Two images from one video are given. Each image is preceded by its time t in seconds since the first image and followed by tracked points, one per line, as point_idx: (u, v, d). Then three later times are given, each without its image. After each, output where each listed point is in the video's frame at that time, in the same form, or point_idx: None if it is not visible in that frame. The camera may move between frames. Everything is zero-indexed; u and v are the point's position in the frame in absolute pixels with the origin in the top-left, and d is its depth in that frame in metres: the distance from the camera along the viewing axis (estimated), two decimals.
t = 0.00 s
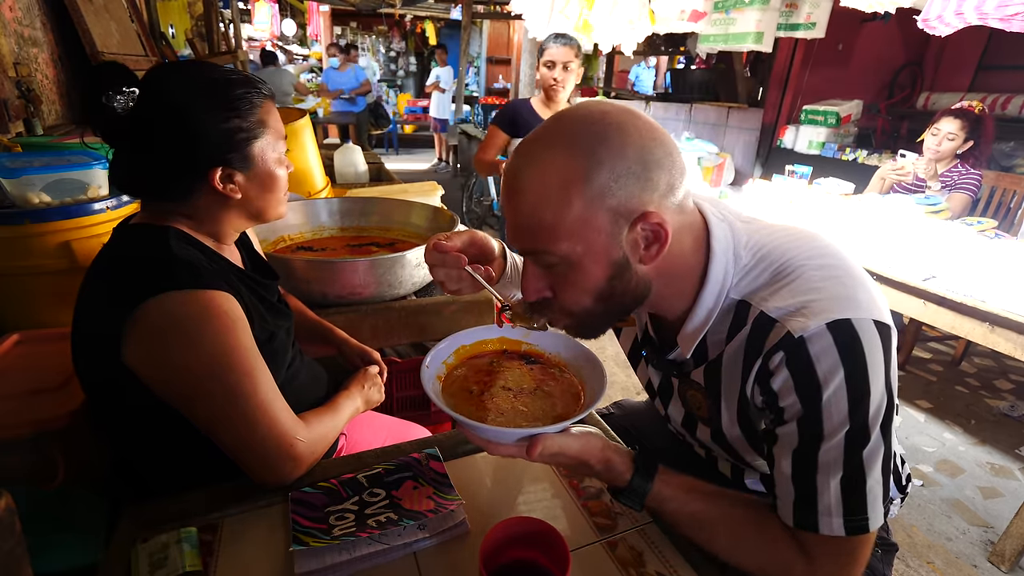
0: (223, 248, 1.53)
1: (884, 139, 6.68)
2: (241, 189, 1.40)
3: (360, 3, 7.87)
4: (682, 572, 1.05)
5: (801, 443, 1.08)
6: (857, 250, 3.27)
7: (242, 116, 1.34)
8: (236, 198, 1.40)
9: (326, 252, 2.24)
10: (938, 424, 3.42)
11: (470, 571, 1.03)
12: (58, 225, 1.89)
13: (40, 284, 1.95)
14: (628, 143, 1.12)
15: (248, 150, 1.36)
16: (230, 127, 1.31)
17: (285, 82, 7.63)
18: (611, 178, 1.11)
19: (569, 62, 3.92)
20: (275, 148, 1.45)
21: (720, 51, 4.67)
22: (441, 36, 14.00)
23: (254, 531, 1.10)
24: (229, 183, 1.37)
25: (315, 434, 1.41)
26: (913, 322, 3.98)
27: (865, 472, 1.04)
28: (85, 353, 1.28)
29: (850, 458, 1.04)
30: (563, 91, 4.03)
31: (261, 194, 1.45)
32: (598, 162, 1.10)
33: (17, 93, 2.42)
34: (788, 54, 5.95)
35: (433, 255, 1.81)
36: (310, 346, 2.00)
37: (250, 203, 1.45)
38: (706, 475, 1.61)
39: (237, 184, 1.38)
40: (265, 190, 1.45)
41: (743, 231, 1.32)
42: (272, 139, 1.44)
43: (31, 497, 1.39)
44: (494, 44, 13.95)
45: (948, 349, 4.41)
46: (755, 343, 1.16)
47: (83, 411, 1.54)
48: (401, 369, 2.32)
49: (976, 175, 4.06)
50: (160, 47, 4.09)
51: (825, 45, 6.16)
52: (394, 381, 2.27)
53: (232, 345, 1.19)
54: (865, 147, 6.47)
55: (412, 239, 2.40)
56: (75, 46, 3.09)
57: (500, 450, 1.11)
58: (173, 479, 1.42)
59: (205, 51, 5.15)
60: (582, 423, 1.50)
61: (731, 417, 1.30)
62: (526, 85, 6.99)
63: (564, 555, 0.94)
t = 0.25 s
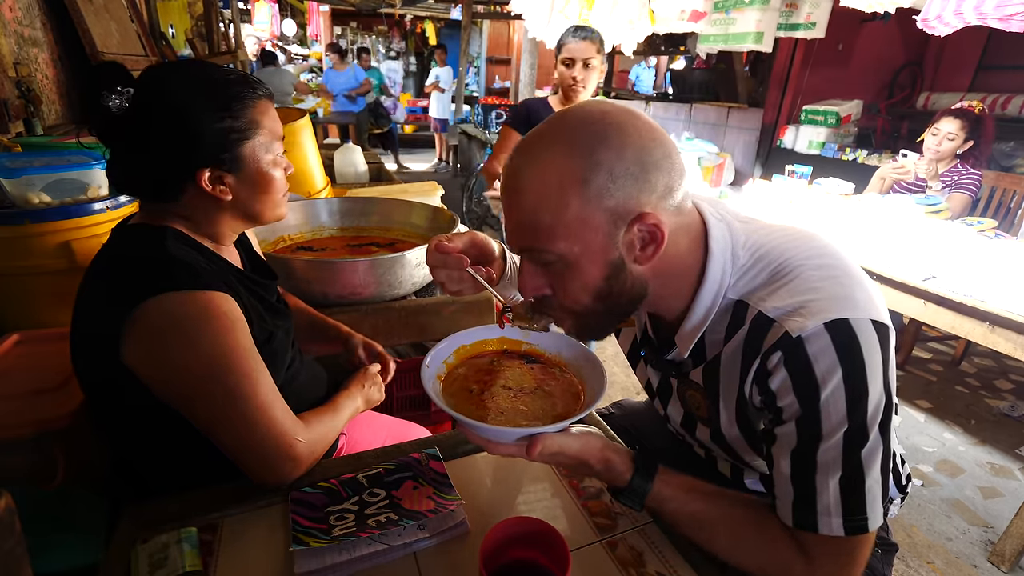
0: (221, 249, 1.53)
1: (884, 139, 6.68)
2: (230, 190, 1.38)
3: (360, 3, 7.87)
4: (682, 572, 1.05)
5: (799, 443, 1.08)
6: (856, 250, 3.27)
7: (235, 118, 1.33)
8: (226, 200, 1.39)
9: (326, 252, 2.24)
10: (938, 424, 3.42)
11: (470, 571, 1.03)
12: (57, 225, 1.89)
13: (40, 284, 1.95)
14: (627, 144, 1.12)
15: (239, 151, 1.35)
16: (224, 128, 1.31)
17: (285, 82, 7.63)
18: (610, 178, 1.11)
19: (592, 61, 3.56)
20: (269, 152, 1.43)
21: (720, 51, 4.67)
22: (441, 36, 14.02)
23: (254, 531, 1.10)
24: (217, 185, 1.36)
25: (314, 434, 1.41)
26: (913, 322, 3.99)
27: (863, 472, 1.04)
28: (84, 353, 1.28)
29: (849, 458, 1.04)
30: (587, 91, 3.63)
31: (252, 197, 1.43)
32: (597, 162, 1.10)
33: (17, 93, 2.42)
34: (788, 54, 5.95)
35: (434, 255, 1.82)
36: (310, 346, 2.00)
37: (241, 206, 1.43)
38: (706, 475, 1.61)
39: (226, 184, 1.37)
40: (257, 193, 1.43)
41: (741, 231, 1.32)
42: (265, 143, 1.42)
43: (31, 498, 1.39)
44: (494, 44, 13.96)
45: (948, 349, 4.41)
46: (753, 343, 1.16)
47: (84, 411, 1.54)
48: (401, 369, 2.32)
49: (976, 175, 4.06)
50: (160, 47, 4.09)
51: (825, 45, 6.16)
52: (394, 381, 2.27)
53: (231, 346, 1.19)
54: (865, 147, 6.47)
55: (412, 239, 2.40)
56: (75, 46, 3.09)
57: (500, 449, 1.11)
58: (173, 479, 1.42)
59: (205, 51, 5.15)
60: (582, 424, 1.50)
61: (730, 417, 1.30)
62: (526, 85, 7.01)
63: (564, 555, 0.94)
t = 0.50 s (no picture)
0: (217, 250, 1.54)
1: (883, 139, 6.69)
2: (217, 192, 1.38)
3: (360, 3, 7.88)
4: (682, 572, 1.05)
5: (797, 441, 1.08)
6: (856, 249, 3.28)
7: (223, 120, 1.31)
8: (213, 202, 1.39)
9: (326, 252, 2.24)
10: (938, 424, 3.42)
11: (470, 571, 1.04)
12: (58, 225, 1.89)
13: (40, 284, 1.95)
14: (627, 139, 1.12)
15: (225, 154, 1.34)
16: (213, 130, 1.29)
17: (285, 82, 7.63)
18: (611, 171, 1.11)
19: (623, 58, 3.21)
20: (257, 154, 1.41)
21: (720, 51, 4.68)
22: (441, 36, 14.04)
23: (254, 531, 1.10)
24: (204, 187, 1.36)
25: (311, 437, 1.40)
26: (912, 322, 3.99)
27: (862, 470, 1.04)
28: (81, 354, 1.28)
29: (847, 457, 1.04)
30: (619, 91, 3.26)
31: (240, 199, 1.43)
32: (597, 156, 1.10)
33: (17, 93, 2.42)
34: (788, 54, 5.96)
35: (435, 254, 1.82)
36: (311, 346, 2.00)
37: (230, 207, 1.43)
38: (706, 474, 1.61)
39: (214, 186, 1.37)
40: (246, 195, 1.43)
41: (738, 229, 1.32)
42: (254, 145, 1.40)
43: (31, 498, 1.39)
44: (494, 44, 13.97)
45: (948, 349, 4.41)
46: (752, 341, 1.16)
47: (84, 411, 1.54)
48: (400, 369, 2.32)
49: (976, 175, 4.06)
50: (160, 47, 4.09)
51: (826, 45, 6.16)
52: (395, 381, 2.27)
53: (227, 347, 1.20)
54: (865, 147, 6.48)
55: (412, 239, 2.40)
56: (75, 46, 3.09)
57: (499, 449, 1.11)
58: (172, 480, 1.42)
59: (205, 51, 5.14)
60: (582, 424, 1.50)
61: (729, 415, 1.30)
62: (526, 85, 7.01)
63: (564, 555, 0.94)
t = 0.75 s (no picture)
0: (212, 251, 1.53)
1: (883, 139, 6.69)
2: (197, 194, 1.35)
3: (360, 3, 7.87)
4: (682, 572, 1.05)
5: (795, 440, 1.08)
6: (856, 250, 3.27)
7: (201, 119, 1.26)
8: (192, 202, 1.36)
9: (326, 252, 2.25)
10: (938, 424, 3.42)
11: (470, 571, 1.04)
12: (58, 225, 1.89)
13: (41, 284, 1.95)
14: (622, 138, 1.13)
15: (203, 155, 1.29)
16: (192, 130, 1.26)
17: (286, 82, 7.62)
18: (608, 171, 1.11)
19: (647, 47, 2.82)
20: (236, 155, 1.35)
21: (720, 51, 4.68)
22: (441, 36, 14.05)
23: (254, 531, 1.11)
24: (184, 188, 1.33)
25: (308, 441, 1.38)
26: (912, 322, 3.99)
27: (859, 469, 1.04)
28: (76, 357, 1.28)
29: (845, 456, 1.04)
30: (641, 86, 2.88)
31: (221, 201, 1.39)
32: (593, 155, 1.10)
33: (17, 93, 2.43)
34: (788, 54, 5.96)
35: (433, 256, 1.84)
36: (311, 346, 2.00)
37: (210, 209, 1.40)
38: (705, 474, 1.61)
39: (193, 187, 1.33)
40: (227, 196, 1.38)
41: (735, 228, 1.32)
42: (235, 145, 1.34)
43: (31, 498, 1.39)
44: (494, 44, 13.98)
45: (948, 349, 4.41)
46: (749, 340, 1.17)
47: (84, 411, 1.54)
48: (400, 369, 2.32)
49: (976, 175, 4.06)
50: (160, 46, 4.09)
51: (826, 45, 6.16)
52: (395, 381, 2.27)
53: (221, 351, 1.20)
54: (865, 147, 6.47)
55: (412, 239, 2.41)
56: (74, 46, 3.09)
57: (499, 449, 1.11)
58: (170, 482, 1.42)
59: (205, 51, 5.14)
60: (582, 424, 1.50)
61: (727, 414, 1.30)
62: (526, 85, 7.01)
63: (564, 555, 0.94)
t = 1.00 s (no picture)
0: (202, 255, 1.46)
1: (883, 139, 6.69)
2: (163, 194, 1.26)
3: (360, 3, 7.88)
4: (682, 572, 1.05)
5: (798, 441, 1.08)
6: (857, 250, 3.27)
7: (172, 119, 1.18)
8: (158, 203, 1.27)
9: (326, 253, 2.24)
10: (938, 424, 3.42)
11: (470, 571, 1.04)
12: (57, 225, 1.89)
13: (41, 284, 1.95)
14: (626, 140, 1.13)
15: (171, 155, 1.21)
16: (162, 129, 1.18)
17: (285, 82, 7.62)
18: (610, 174, 1.11)
19: (647, 48, 2.77)
20: (209, 157, 1.25)
21: (720, 51, 4.68)
22: (441, 36, 14.09)
23: (254, 532, 1.10)
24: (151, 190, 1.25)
25: (304, 444, 1.32)
26: (912, 322, 3.99)
27: (863, 470, 1.04)
28: (64, 361, 1.24)
29: (848, 457, 1.04)
30: (641, 88, 2.85)
31: (190, 203, 1.28)
32: (595, 158, 1.10)
33: (17, 93, 2.43)
34: (788, 54, 5.96)
35: (438, 259, 1.97)
36: (311, 346, 2.00)
37: (177, 211, 1.29)
38: (706, 474, 1.62)
39: (162, 189, 1.25)
40: (196, 199, 1.28)
41: (740, 228, 1.32)
42: (207, 147, 1.24)
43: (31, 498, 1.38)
44: (494, 44, 14.03)
45: (948, 349, 4.41)
46: (753, 341, 1.16)
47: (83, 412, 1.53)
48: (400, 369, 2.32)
49: (976, 175, 4.07)
50: (160, 47, 4.09)
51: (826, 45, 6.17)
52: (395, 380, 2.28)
53: (211, 356, 1.15)
54: (865, 147, 6.48)
55: (413, 239, 2.41)
56: (74, 46, 3.09)
57: (500, 447, 1.12)
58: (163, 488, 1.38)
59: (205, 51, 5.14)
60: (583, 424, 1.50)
61: (729, 415, 1.30)
62: (526, 86, 7.02)
63: (564, 555, 0.94)
